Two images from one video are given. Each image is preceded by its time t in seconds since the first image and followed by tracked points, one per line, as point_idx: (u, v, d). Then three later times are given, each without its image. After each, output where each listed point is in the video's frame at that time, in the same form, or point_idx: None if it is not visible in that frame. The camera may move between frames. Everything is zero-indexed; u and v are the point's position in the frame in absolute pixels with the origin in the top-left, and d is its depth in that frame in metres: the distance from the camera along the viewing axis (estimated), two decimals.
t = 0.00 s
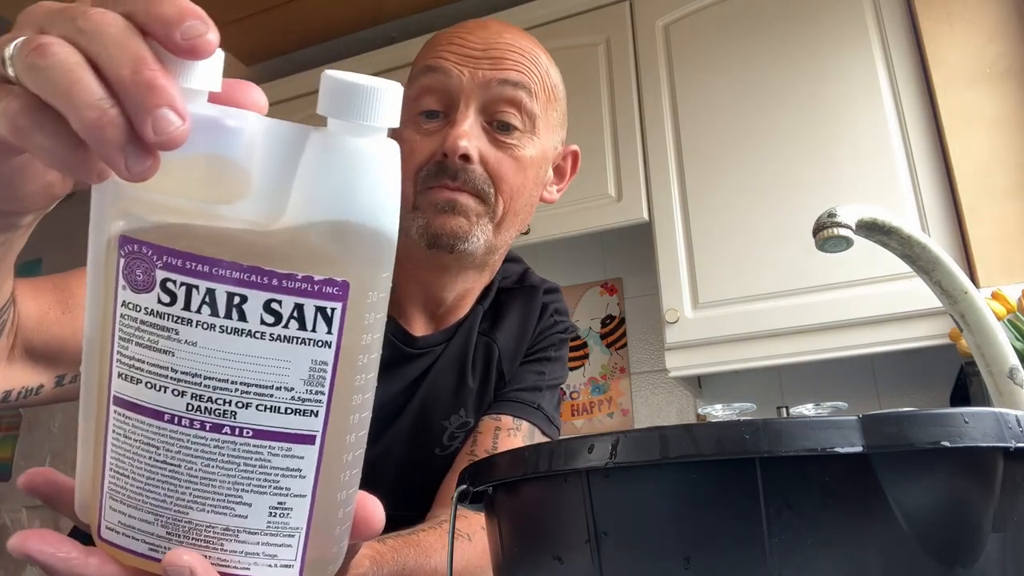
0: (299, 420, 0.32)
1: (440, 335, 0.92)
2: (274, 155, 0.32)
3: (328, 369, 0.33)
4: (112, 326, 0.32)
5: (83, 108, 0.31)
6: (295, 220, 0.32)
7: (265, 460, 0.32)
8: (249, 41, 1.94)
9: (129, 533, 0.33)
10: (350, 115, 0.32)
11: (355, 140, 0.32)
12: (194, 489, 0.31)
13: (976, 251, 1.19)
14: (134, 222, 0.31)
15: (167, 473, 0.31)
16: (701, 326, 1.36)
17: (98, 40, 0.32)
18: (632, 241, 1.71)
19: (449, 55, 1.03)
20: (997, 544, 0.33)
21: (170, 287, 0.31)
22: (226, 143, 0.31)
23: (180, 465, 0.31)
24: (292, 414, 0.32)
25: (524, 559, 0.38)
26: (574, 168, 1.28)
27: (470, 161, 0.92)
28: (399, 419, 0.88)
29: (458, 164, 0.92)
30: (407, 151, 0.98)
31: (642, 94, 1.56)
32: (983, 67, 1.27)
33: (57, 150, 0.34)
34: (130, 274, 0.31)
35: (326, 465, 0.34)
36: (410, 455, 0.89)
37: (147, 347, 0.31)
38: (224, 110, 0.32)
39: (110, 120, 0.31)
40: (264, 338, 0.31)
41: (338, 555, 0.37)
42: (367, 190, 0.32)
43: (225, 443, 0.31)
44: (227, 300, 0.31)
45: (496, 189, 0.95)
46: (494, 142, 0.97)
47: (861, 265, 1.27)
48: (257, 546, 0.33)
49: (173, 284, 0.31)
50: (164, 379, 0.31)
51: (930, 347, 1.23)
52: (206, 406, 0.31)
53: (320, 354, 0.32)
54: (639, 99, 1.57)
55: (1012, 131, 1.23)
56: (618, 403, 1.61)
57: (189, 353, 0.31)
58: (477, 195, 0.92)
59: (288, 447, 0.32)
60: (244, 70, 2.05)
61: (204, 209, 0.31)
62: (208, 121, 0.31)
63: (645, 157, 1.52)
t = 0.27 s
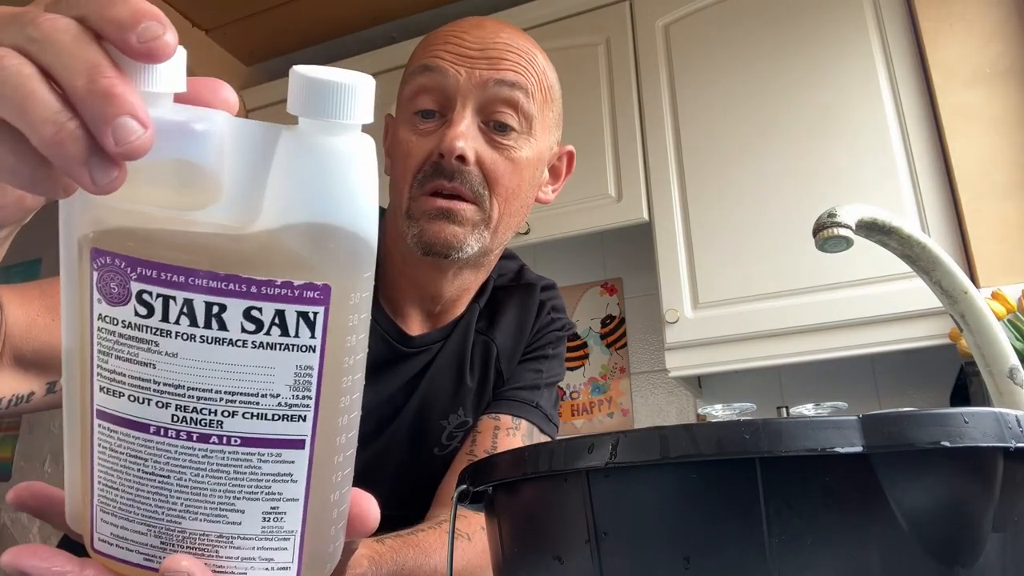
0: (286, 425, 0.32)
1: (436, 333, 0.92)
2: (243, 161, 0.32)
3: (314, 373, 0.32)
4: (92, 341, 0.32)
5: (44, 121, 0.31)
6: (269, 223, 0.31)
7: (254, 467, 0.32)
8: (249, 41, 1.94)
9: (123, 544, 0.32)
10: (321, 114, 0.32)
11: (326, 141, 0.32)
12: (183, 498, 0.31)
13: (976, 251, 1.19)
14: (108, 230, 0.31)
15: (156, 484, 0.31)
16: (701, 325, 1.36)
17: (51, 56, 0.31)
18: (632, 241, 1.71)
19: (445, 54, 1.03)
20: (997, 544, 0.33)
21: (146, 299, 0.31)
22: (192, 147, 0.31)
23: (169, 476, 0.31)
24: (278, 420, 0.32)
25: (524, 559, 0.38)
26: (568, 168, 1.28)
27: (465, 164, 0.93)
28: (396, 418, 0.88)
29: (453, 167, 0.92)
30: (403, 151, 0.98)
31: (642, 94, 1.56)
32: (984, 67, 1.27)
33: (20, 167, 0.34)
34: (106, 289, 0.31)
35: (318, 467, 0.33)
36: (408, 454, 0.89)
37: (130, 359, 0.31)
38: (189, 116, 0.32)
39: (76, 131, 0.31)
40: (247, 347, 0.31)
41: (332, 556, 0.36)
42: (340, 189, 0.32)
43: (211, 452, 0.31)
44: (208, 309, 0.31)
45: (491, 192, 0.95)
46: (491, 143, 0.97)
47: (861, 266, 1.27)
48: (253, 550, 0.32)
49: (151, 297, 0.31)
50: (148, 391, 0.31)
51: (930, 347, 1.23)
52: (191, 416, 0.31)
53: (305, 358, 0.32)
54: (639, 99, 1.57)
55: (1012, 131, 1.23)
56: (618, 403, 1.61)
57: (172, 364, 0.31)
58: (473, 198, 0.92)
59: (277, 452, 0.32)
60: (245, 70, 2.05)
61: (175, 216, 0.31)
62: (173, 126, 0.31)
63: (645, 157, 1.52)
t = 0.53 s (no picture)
0: (304, 376, 0.33)
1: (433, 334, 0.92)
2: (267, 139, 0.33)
3: (330, 325, 0.34)
4: (115, 304, 0.33)
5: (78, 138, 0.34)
6: (290, 189, 0.33)
7: (271, 422, 0.33)
8: (249, 41, 1.94)
9: (133, 519, 0.33)
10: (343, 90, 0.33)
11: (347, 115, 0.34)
12: (200, 457, 0.32)
13: (976, 251, 1.19)
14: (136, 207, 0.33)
15: (173, 444, 0.32)
16: (700, 325, 1.36)
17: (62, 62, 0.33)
18: (632, 241, 1.71)
19: (462, 57, 1.00)
20: (997, 544, 0.33)
21: (177, 251, 0.33)
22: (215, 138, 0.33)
23: (188, 434, 0.32)
24: (296, 372, 0.33)
25: (524, 559, 0.38)
26: (569, 181, 1.27)
27: (475, 171, 0.90)
28: (394, 419, 0.88)
29: (464, 173, 0.90)
30: (409, 150, 0.96)
31: (642, 94, 1.56)
32: (984, 67, 1.27)
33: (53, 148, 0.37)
34: (138, 245, 0.33)
35: (331, 427, 0.34)
36: (406, 456, 0.89)
37: (154, 314, 0.33)
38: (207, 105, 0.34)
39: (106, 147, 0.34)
40: (269, 297, 0.33)
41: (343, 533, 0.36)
42: (361, 160, 0.34)
43: (230, 406, 0.32)
44: (233, 260, 0.33)
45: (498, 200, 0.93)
46: (502, 153, 0.95)
47: (861, 266, 1.27)
48: (266, 516, 0.33)
49: (181, 249, 0.33)
50: (173, 344, 0.32)
51: (930, 347, 1.23)
52: (212, 370, 0.32)
53: (322, 309, 0.34)
54: (639, 99, 1.57)
55: (1013, 131, 1.23)
56: (618, 403, 1.61)
57: (195, 317, 0.32)
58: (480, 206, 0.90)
59: (294, 408, 0.33)
60: (244, 70, 2.05)
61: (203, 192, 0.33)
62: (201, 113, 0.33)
63: (645, 157, 1.52)
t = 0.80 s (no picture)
0: (285, 311, 0.36)
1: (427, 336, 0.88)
2: (271, 124, 0.39)
3: (312, 267, 0.37)
4: (123, 248, 0.37)
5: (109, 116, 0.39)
6: (283, 162, 0.38)
7: (253, 349, 0.36)
8: (249, 42, 1.94)
9: (119, 443, 0.35)
10: (330, 83, 0.39)
11: (335, 103, 0.39)
12: (186, 380, 0.35)
13: (976, 252, 1.19)
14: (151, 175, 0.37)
15: (162, 369, 0.35)
16: (700, 325, 1.36)
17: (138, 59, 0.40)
18: (632, 241, 1.71)
19: (485, 69, 0.95)
20: (997, 544, 0.33)
21: (180, 202, 0.37)
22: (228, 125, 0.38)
23: (175, 359, 0.35)
24: (279, 306, 0.36)
25: (524, 558, 0.38)
26: (575, 202, 1.23)
27: (485, 191, 0.86)
28: (389, 424, 0.85)
29: (473, 193, 0.86)
30: (419, 156, 0.92)
31: (642, 94, 1.56)
32: (983, 67, 1.27)
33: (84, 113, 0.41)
34: (148, 198, 0.37)
35: (309, 359, 0.37)
36: (404, 459, 0.86)
37: (153, 254, 0.36)
38: (229, 98, 0.39)
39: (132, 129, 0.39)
40: (258, 238, 0.36)
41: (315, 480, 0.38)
42: (346, 139, 0.39)
43: (217, 334, 0.35)
44: (228, 208, 0.36)
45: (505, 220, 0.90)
46: (514, 175, 0.91)
47: (861, 265, 1.27)
48: (243, 438, 0.35)
49: (184, 200, 0.37)
50: (168, 280, 0.36)
51: (930, 347, 1.23)
52: (202, 300, 0.35)
53: (305, 253, 0.37)
54: (639, 99, 1.57)
55: (1012, 130, 1.23)
56: (618, 403, 1.61)
57: (190, 254, 0.36)
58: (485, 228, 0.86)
59: (275, 337, 0.36)
60: (245, 70, 2.05)
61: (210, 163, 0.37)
62: (217, 102, 0.39)
63: (645, 157, 1.52)
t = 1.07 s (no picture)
0: (248, 294, 0.35)
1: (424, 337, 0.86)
2: (235, 112, 0.38)
3: (276, 253, 0.36)
4: (83, 215, 0.35)
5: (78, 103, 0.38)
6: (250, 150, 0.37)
7: (213, 328, 0.34)
8: (249, 42, 1.94)
9: (66, 412, 0.33)
10: (295, 78, 0.39)
11: (300, 97, 0.39)
12: (143, 354, 0.33)
13: (976, 252, 1.19)
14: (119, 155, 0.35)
15: (118, 342, 0.33)
16: (700, 325, 1.36)
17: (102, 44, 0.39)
18: (632, 241, 1.71)
19: (498, 78, 0.89)
20: (997, 544, 0.33)
21: (148, 177, 0.35)
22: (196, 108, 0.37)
23: (133, 333, 0.33)
24: (242, 288, 0.35)
25: (524, 558, 0.38)
26: (578, 216, 1.19)
27: (489, 211, 0.82)
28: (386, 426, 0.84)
29: (476, 211, 0.82)
30: (424, 166, 0.87)
31: (642, 94, 1.56)
32: (984, 67, 1.27)
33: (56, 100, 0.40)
34: (112, 172, 0.35)
35: (269, 343, 0.36)
36: (403, 461, 0.86)
37: (113, 225, 0.34)
38: (195, 79, 0.38)
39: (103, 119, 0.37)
40: (224, 222, 0.35)
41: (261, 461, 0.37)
42: (311, 136, 0.39)
43: (178, 309, 0.34)
44: (196, 187, 0.35)
45: (504, 237, 0.86)
46: (520, 192, 0.86)
47: (860, 265, 1.27)
48: (196, 415, 0.34)
49: (152, 176, 0.35)
50: (128, 252, 0.34)
51: (930, 347, 1.23)
52: (164, 275, 0.34)
53: (269, 239, 0.36)
54: (639, 100, 1.57)
55: (1013, 130, 1.23)
56: (618, 403, 1.61)
57: (154, 228, 0.34)
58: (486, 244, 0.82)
59: (236, 317, 0.35)
60: (245, 70, 2.05)
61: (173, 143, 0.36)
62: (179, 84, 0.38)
63: (645, 157, 1.52)
